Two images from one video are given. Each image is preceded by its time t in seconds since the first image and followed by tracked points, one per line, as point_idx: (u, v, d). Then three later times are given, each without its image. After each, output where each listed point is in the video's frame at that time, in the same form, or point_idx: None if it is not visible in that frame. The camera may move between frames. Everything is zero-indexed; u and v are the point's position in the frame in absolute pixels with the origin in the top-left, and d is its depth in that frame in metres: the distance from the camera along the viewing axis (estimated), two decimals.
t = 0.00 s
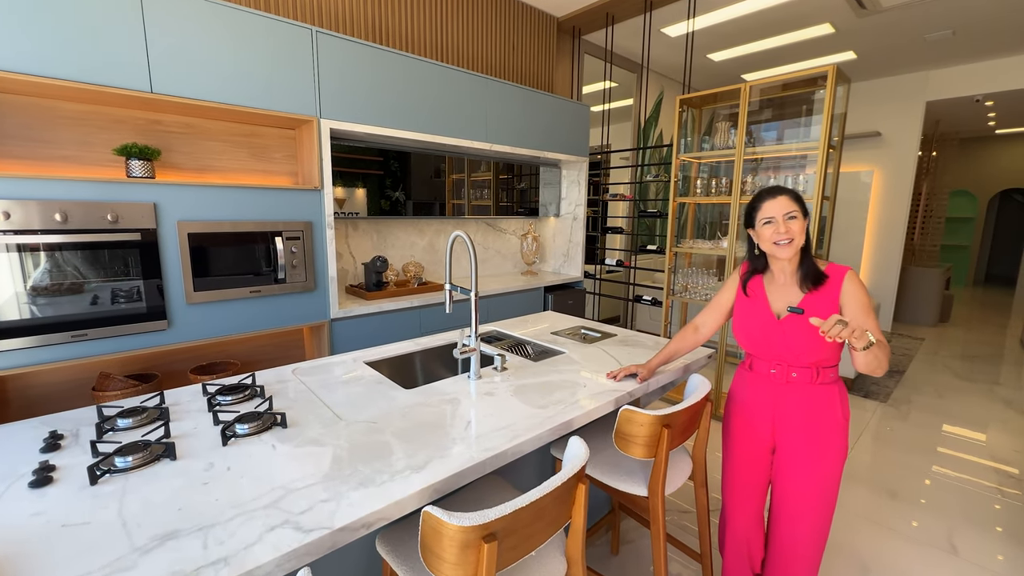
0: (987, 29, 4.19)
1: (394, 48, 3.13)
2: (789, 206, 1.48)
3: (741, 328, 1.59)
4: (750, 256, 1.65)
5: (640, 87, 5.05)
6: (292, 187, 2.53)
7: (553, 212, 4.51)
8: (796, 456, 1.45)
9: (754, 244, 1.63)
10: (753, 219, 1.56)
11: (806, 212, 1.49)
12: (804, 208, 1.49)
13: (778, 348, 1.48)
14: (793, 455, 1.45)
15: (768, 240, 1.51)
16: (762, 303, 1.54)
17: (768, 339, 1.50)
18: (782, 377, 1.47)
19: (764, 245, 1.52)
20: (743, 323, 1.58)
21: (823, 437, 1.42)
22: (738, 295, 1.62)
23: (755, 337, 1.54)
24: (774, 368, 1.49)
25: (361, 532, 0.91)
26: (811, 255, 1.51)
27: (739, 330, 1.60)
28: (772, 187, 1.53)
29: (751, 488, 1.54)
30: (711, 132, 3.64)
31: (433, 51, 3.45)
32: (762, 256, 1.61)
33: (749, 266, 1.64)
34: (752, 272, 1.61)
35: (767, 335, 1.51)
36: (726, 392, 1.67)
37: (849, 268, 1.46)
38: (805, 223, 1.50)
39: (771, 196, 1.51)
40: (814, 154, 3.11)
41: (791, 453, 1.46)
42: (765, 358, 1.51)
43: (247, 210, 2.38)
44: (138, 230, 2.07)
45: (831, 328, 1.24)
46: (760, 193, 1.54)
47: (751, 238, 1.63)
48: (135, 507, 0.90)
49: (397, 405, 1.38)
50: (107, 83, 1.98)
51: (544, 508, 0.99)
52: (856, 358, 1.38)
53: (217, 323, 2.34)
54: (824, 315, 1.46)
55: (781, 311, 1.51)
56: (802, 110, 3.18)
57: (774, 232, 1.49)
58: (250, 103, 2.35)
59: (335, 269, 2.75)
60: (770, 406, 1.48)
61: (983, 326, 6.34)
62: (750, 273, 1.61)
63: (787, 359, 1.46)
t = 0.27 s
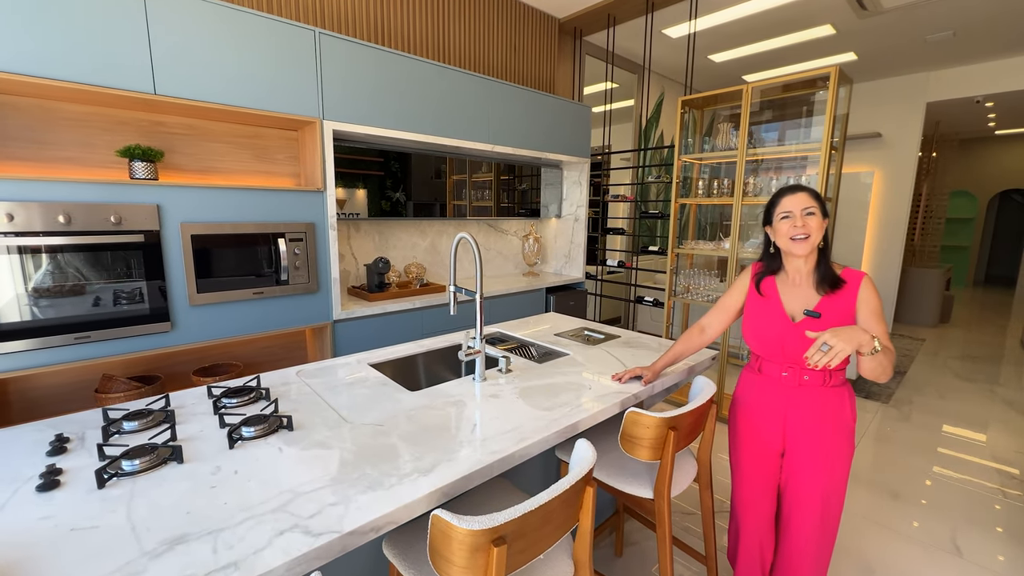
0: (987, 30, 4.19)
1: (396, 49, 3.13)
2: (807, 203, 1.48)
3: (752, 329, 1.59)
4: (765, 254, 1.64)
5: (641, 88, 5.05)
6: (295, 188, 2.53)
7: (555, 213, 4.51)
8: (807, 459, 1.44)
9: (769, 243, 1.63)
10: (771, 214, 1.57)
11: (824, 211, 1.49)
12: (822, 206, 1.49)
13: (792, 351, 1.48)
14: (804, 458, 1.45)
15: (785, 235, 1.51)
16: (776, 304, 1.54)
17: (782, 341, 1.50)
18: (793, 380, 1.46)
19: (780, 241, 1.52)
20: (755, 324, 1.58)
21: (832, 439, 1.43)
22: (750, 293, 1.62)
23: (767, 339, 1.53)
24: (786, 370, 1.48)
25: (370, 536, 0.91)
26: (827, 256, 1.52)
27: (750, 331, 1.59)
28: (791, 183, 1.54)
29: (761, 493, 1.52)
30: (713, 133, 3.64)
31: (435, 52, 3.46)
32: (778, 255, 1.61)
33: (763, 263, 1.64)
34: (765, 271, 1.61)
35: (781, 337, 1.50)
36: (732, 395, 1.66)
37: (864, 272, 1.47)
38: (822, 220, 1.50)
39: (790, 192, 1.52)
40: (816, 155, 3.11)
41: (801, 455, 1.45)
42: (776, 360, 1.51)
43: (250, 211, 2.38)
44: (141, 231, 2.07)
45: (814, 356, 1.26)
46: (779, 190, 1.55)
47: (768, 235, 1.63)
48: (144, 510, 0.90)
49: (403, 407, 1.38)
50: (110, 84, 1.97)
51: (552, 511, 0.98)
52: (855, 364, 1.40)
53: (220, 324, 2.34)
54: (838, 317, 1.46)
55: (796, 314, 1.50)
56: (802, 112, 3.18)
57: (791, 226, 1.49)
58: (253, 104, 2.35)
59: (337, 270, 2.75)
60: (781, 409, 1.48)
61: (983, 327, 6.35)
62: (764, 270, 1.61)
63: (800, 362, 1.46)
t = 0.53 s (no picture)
0: (987, 29, 4.20)
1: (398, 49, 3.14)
2: (817, 199, 1.49)
3: (757, 329, 1.58)
4: (773, 252, 1.64)
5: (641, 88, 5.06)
6: (296, 189, 2.53)
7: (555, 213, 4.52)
8: (810, 458, 1.45)
9: (777, 241, 1.63)
10: (781, 211, 1.57)
11: (833, 209, 1.50)
12: (832, 204, 1.50)
13: (798, 351, 1.48)
14: (806, 457, 1.46)
15: (794, 231, 1.51)
16: (782, 303, 1.54)
17: (788, 340, 1.50)
18: (798, 379, 1.47)
19: (789, 236, 1.52)
20: (760, 324, 1.57)
21: (836, 438, 1.44)
22: (756, 292, 1.62)
23: (773, 339, 1.53)
24: (791, 370, 1.49)
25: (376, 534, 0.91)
26: (834, 255, 1.53)
27: (755, 331, 1.59)
28: (801, 181, 1.54)
29: (765, 492, 1.53)
30: (713, 133, 3.65)
31: (436, 53, 3.46)
32: (785, 253, 1.61)
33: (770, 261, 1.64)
34: (773, 269, 1.61)
35: (787, 337, 1.50)
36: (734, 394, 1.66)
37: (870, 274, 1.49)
38: (832, 218, 1.50)
39: (800, 189, 1.53)
40: (816, 155, 3.11)
41: (804, 455, 1.46)
42: (781, 360, 1.51)
43: (251, 211, 2.38)
44: (143, 231, 2.08)
45: (808, 310, 1.28)
46: (789, 187, 1.55)
47: (776, 233, 1.64)
48: (151, 509, 0.90)
49: (406, 407, 1.39)
50: (113, 85, 1.98)
51: (556, 510, 0.99)
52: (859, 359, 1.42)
53: (222, 324, 2.34)
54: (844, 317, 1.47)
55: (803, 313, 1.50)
56: (802, 112, 3.19)
57: (800, 221, 1.49)
58: (255, 104, 2.36)
59: (339, 270, 2.75)
60: (785, 409, 1.48)
61: (982, 326, 6.36)
62: (771, 268, 1.61)
63: (805, 361, 1.47)
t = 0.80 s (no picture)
0: (987, 29, 4.20)
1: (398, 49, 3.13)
2: (819, 199, 1.49)
3: (760, 329, 1.58)
4: (775, 252, 1.64)
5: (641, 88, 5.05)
6: (297, 188, 2.53)
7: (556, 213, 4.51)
8: (813, 458, 1.45)
9: (779, 240, 1.63)
10: (783, 210, 1.57)
11: (836, 208, 1.50)
12: (834, 203, 1.50)
13: (801, 351, 1.48)
14: (810, 457, 1.46)
15: (797, 230, 1.51)
16: (785, 303, 1.53)
17: (791, 340, 1.50)
18: (802, 380, 1.47)
19: (791, 235, 1.52)
20: (763, 325, 1.56)
21: (841, 439, 1.44)
22: (759, 291, 1.61)
23: (776, 339, 1.53)
24: (795, 371, 1.49)
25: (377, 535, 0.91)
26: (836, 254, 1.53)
27: (758, 331, 1.58)
28: (803, 181, 1.54)
29: (768, 493, 1.52)
30: (713, 133, 3.64)
31: (436, 52, 3.46)
32: (787, 252, 1.60)
33: (772, 261, 1.64)
34: (775, 269, 1.61)
35: (791, 337, 1.50)
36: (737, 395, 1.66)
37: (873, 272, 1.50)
38: (834, 217, 1.50)
39: (802, 189, 1.53)
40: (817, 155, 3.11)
41: (807, 455, 1.46)
42: (784, 360, 1.51)
43: (251, 211, 2.38)
44: (143, 231, 2.07)
45: (835, 271, 1.39)
46: (791, 186, 1.55)
47: (779, 233, 1.63)
48: (152, 510, 0.90)
49: (408, 407, 1.38)
50: (113, 84, 1.97)
51: (559, 509, 0.99)
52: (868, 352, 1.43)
53: (222, 324, 2.34)
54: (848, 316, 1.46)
55: (806, 313, 1.50)
56: (803, 112, 3.19)
57: (804, 221, 1.49)
58: (256, 104, 2.36)
59: (339, 270, 2.75)
60: (789, 409, 1.48)
61: (983, 327, 6.35)
62: (773, 267, 1.61)
63: (809, 361, 1.47)
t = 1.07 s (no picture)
0: (987, 28, 4.20)
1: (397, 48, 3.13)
2: (819, 198, 1.47)
3: (760, 327, 1.57)
4: (775, 250, 1.63)
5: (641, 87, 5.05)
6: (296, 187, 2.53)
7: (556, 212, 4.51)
8: (813, 456, 1.45)
9: (779, 238, 1.63)
10: (782, 209, 1.56)
11: (836, 206, 1.49)
12: (834, 201, 1.49)
13: (801, 349, 1.48)
14: (809, 454, 1.45)
15: (796, 231, 1.50)
16: (785, 301, 1.53)
17: (792, 337, 1.49)
18: (801, 378, 1.47)
19: (790, 236, 1.52)
20: (763, 322, 1.56)
21: (841, 437, 1.43)
22: (759, 289, 1.61)
23: (776, 336, 1.52)
24: (794, 368, 1.48)
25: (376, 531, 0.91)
26: (836, 252, 1.52)
27: (757, 329, 1.58)
28: (802, 179, 1.53)
29: (768, 490, 1.52)
30: (713, 132, 3.64)
31: (436, 51, 3.45)
32: (788, 250, 1.60)
33: (772, 259, 1.64)
34: (775, 267, 1.60)
35: (791, 335, 1.49)
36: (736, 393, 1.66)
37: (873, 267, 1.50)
38: (833, 216, 1.49)
39: (801, 187, 1.51)
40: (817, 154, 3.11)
41: (807, 452, 1.46)
42: (784, 358, 1.51)
43: (250, 210, 2.37)
44: (142, 229, 2.07)
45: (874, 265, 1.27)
46: (790, 184, 1.54)
47: (778, 231, 1.63)
48: (151, 506, 0.90)
49: (407, 404, 1.38)
50: (112, 82, 1.97)
51: (558, 506, 0.98)
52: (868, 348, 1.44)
53: (221, 322, 2.33)
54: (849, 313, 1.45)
55: (806, 310, 1.49)
56: (803, 110, 3.18)
57: (803, 222, 1.48)
58: (255, 102, 2.35)
59: (339, 269, 2.74)
60: (789, 407, 1.48)
61: (983, 326, 6.35)
62: (773, 265, 1.61)
63: (809, 359, 1.46)
